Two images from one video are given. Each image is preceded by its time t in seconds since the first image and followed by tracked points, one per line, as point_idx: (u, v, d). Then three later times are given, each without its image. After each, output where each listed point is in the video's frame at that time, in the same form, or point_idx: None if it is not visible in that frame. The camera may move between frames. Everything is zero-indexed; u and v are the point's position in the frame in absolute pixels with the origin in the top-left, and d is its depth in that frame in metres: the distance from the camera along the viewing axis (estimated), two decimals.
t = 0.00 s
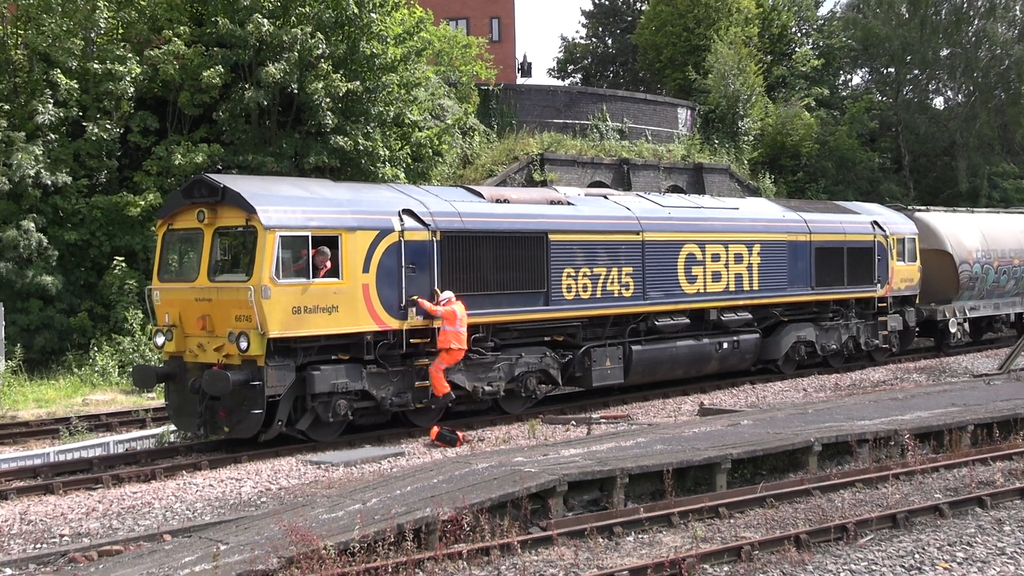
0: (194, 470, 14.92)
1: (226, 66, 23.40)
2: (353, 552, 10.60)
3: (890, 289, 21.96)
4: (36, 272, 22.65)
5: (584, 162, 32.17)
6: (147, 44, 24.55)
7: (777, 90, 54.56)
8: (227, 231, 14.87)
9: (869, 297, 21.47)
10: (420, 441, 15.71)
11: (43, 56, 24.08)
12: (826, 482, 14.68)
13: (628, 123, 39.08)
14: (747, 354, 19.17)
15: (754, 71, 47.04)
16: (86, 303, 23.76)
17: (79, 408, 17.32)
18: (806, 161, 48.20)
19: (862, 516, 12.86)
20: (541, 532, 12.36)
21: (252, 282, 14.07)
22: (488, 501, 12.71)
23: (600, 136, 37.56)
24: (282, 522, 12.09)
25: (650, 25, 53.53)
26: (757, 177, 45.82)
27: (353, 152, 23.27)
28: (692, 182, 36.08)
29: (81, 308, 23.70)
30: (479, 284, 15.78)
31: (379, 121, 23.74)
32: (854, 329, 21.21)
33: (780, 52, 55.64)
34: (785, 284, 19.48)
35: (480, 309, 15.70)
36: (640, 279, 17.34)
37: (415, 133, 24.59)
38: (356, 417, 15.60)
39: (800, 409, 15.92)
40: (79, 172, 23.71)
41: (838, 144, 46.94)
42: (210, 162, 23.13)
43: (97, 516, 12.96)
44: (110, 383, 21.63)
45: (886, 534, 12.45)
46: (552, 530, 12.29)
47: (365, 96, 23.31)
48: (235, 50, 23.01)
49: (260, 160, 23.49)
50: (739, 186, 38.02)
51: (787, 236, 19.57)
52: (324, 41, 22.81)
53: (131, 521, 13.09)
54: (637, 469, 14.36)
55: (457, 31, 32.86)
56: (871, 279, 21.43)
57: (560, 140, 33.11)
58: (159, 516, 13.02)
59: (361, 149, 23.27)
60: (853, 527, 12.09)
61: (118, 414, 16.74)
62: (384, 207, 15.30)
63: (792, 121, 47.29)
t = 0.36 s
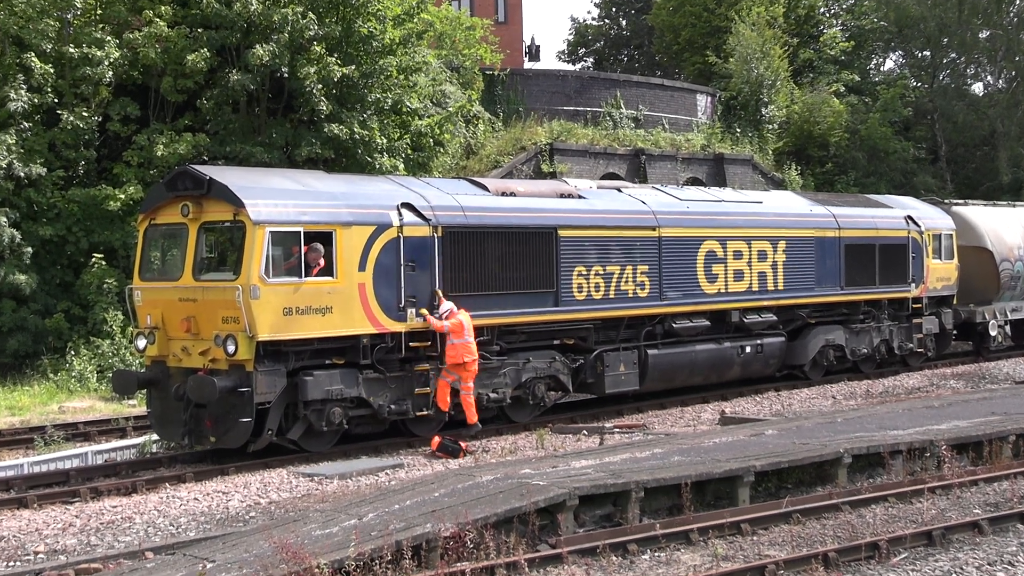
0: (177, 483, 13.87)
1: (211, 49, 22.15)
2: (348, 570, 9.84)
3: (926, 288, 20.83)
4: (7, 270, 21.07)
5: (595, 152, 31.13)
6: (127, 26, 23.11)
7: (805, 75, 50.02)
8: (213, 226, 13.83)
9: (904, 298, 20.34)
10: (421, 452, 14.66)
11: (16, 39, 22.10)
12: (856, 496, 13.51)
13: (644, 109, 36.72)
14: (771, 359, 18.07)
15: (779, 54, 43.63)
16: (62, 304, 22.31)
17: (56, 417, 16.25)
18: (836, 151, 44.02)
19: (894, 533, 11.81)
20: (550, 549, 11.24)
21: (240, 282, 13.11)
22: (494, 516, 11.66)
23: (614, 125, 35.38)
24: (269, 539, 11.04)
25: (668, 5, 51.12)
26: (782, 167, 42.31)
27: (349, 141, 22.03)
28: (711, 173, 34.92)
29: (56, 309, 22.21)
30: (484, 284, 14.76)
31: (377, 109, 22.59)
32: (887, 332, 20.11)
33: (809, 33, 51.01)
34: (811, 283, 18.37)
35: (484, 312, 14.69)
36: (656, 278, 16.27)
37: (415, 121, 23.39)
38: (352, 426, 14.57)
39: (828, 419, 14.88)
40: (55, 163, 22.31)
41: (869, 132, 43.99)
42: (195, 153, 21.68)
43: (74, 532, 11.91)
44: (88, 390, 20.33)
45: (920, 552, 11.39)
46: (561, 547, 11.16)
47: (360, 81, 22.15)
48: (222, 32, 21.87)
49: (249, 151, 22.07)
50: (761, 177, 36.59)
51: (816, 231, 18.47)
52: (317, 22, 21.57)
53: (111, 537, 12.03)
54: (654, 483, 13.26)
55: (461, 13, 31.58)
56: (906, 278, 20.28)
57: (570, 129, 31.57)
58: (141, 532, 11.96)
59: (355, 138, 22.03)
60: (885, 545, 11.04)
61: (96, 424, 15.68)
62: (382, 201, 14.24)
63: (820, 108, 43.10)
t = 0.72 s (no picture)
0: (165, 494, 12.89)
1: (200, 30, 20.77)
2: None
3: (969, 286, 19.77)
4: None
5: (611, 141, 29.38)
6: (109, 7, 21.53)
7: (838, 58, 45.92)
8: (202, 220, 12.87)
9: (945, 296, 19.31)
10: (425, 462, 13.69)
11: None
12: (894, 510, 12.43)
13: (666, 95, 34.85)
14: (802, 363, 17.07)
15: (811, 34, 40.58)
16: (42, 304, 20.76)
17: (37, 426, 15.26)
18: (872, 139, 40.58)
19: (933, 548, 10.87)
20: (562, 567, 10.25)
21: (232, 280, 12.18)
22: (503, 531, 10.69)
23: (633, 111, 33.50)
24: (261, 556, 10.08)
25: None
26: (817, 156, 39.20)
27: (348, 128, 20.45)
28: (738, 163, 33.06)
29: (35, 309, 20.69)
30: (493, 283, 13.80)
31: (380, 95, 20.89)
32: (927, 333, 19.07)
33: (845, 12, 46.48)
34: (843, 281, 17.35)
35: (492, 312, 13.77)
36: (677, 276, 15.28)
37: (420, 107, 21.70)
38: (352, 435, 13.59)
39: (862, 428, 13.89)
40: (33, 153, 20.70)
41: (907, 120, 40.08)
42: (184, 142, 20.15)
43: (54, 546, 10.93)
44: (69, 396, 19.00)
45: (963, 570, 10.45)
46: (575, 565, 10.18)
47: (361, 63, 20.58)
48: (211, 10, 20.46)
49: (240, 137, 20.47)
50: (793, 168, 34.47)
51: (849, 226, 17.45)
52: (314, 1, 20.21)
53: (94, 552, 11.05)
54: (677, 495, 12.25)
55: None
56: (945, 275, 19.23)
57: (587, 115, 29.88)
58: (126, 546, 10.98)
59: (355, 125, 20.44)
60: (924, 562, 10.25)
61: (79, 432, 14.68)
62: (384, 193, 13.27)
63: (855, 90, 40.32)
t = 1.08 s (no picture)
0: (151, 503, 11.96)
1: (189, 7, 19.37)
2: None
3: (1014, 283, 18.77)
4: None
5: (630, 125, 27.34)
6: None
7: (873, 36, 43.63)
8: (191, 210, 11.97)
9: (987, 293, 18.33)
10: (430, 469, 12.78)
11: None
12: (932, 522, 11.46)
13: (687, 76, 32.63)
14: (834, 365, 16.14)
15: (843, 14, 37.80)
16: (19, 299, 19.29)
17: (14, 431, 14.30)
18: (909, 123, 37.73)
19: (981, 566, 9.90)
20: None
21: (222, 273, 11.30)
22: (512, 544, 9.81)
23: (653, 94, 31.34)
24: (250, 571, 9.18)
25: None
26: (848, 142, 36.20)
27: (348, 114, 19.02)
28: (765, 150, 30.94)
29: (11, 305, 19.29)
30: (503, 278, 12.91)
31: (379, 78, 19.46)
32: (968, 333, 18.10)
33: None
34: (875, 277, 16.38)
35: (502, 309, 12.87)
36: (699, 271, 14.35)
37: (423, 90, 20.33)
38: (351, 440, 12.68)
39: (899, 436, 13.05)
40: (9, 138, 19.30)
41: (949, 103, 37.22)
42: (172, 126, 18.60)
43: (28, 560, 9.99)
44: (48, 398, 17.78)
45: None
46: None
47: (362, 42, 18.88)
48: None
49: (229, 121, 18.89)
50: (824, 154, 32.54)
51: (887, 217, 16.53)
52: None
53: (73, 566, 10.11)
54: (702, 506, 11.30)
55: None
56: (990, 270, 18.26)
57: (603, 97, 27.66)
58: (107, 560, 10.05)
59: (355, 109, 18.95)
60: None
61: (58, 436, 13.71)
62: (387, 181, 12.36)
63: (892, 72, 37.21)
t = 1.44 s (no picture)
0: (141, 511, 11.08)
1: None
2: None
3: None
4: None
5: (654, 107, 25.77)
6: None
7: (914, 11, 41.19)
8: (183, 197, 11.11)
9: None
10: (440, 476, 11.91)
11: None
12: (981, 532, 10.53)
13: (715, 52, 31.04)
14: (873, 364, 15.24)
15: None
16: None
17: None
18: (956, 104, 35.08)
19: None
20: None
21: (217, 266, 10.49)
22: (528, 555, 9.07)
23: (678, 73, 29.73)
24: None
25: None
26: (890, 126, 33.79)
27: (353, 94, 18.02)
28: (800, 133, 28.74)
29: None
30: (519, 270, 12.05)
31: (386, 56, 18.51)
32: (1019, 330, 17.13)
33: None
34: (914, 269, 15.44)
35: (518, 304, 12.00)
36: (727, 263, 13.47)
37: (433, 68, 19.24)
38: (355, 444, 11.82)
39: (944, 442, 12.14)
40: None
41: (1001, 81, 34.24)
42: (161, 106, 17.39)
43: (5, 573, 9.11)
44: (30, 399, 16.59)
45: None
46: None
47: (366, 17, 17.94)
48: None
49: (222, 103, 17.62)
50: (864, 137, 30.13)
51: (931, 205, 15.62)
52: None
53: None
54: (732, 516, 10.39)
55: None
56: None
57: (625, 76, 26.19)
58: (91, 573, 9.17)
59: (361, 88, 17.94)
60: None
61: (41, 440, 12.84)
62: (394, 166, 11.51)
63: (939, 48, 34.59)
